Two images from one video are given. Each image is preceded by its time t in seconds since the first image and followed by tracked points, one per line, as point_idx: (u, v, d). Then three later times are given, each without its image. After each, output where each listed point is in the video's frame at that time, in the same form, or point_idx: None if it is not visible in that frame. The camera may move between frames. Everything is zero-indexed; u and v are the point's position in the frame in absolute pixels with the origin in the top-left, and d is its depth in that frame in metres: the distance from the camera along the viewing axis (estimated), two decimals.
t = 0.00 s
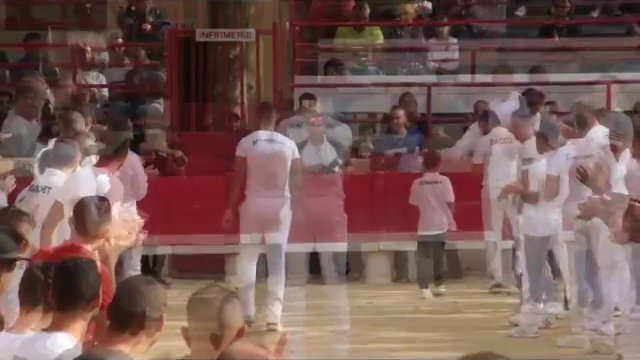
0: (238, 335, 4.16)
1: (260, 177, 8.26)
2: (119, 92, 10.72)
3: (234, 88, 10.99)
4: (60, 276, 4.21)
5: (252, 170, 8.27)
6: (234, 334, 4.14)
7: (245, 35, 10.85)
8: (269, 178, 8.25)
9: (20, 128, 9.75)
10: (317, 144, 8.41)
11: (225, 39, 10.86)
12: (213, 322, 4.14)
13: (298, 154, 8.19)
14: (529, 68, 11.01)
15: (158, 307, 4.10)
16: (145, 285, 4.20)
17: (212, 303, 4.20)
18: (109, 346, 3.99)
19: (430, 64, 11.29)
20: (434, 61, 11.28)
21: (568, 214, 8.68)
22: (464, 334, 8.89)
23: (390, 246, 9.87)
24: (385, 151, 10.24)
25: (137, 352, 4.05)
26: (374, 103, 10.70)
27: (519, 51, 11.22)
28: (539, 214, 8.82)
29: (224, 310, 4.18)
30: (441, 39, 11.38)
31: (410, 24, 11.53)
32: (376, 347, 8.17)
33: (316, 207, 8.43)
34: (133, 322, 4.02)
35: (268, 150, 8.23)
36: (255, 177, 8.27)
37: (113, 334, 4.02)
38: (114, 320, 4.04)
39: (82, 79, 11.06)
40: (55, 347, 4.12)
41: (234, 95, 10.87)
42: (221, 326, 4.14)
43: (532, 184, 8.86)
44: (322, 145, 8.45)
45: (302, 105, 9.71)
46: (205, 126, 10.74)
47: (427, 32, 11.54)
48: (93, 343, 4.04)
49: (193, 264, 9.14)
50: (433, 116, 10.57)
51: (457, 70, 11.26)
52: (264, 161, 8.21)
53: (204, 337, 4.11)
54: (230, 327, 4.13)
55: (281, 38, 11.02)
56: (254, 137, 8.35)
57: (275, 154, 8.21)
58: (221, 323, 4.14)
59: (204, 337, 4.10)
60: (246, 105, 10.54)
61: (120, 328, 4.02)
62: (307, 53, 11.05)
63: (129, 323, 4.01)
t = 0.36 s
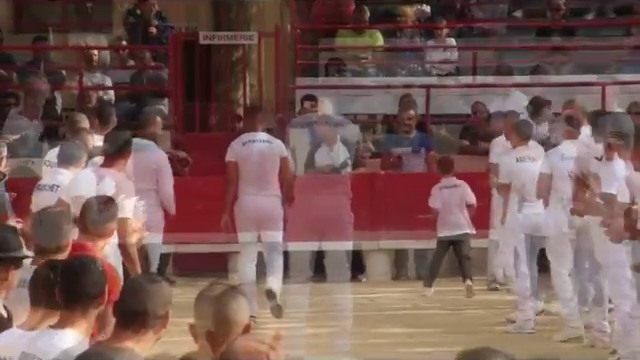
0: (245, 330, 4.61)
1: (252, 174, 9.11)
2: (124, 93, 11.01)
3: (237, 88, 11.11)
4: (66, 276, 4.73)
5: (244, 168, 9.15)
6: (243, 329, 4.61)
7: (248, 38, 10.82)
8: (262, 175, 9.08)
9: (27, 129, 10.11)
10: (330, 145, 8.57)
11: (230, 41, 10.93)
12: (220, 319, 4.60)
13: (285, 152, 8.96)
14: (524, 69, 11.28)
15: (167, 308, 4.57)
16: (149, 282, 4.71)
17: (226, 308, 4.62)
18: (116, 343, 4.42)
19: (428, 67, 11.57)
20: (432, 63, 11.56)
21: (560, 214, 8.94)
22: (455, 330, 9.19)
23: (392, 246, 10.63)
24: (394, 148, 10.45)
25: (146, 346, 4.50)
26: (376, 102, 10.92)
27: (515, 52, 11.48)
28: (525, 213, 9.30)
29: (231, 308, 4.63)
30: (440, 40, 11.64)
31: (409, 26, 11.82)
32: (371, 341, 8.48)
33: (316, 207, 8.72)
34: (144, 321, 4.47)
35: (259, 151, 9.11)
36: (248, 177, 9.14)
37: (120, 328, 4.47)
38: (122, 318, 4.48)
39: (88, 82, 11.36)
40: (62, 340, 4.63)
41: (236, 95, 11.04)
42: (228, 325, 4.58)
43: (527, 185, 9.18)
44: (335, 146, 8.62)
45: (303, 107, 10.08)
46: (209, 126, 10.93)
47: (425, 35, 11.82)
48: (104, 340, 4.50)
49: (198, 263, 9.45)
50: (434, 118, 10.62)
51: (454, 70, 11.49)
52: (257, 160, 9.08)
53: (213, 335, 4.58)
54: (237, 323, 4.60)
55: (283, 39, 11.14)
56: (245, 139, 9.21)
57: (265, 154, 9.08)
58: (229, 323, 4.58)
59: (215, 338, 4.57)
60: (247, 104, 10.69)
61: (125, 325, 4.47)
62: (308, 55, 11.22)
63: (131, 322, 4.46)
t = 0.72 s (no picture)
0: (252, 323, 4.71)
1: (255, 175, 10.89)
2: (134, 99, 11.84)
3: (242, 95, 11.99)
4: (84, 270, 4.87)
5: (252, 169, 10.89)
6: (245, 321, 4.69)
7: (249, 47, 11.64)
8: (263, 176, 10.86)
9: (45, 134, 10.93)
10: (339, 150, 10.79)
11: (234, 52, 11.78)
12: (221, 316, 4.67)
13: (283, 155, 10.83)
14: (510, 77, 12.09)
15: (178, 304, 4.74)
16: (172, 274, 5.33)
17: (228, 298, 4.69)
18: (131, 335, 4.59)
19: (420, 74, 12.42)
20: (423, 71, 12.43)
21: (532, 210, 9.90)
22: (439, 319, 9.99)
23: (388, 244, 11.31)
24: (393, 148, 11.12)
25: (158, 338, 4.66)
26: (370, 107, 11.72)
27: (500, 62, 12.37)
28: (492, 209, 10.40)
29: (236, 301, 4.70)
30: (429, 50, 12.53)
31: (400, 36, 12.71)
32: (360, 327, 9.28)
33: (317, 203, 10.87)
34: (161, 314, 4.65)
35: (257, 154, 10.96)
36: (248, 179, 10.93)
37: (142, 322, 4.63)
38: (145, 310, 4.64)
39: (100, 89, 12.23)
40: (81, 336, 4.77)
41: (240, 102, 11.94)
42: (230, 321, 4.65)
43: (499, 183, 10.16)
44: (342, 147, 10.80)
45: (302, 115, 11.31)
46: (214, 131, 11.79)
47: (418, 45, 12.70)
48: (117, 333, 4.67)
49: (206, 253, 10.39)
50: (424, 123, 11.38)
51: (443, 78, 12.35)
52: (256, 162, 10.88)
53: (215, 324, 4.67)
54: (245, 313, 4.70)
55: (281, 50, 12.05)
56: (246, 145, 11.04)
57: (262, 155, 10.93)
58: (233, 316, 4.66)
59: (217, 330, 4.66)
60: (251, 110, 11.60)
61: (142, 317, 4.64)
62: (306, 64, 12.23)
63: (143, 309, 4.64)
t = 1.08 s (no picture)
0: (246, 321, 4.25)
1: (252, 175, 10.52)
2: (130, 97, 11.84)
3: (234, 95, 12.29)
4: (79, 266, 4.48)
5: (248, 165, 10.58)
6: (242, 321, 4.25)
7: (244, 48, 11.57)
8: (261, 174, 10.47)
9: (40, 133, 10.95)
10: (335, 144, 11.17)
11: (228, 52, 11.63)
12: (217, 312, 4.20)
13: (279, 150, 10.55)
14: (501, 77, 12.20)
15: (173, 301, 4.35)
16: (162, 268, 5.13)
17: (217, 292, 4.22)
18: (125, 333, 4.23)
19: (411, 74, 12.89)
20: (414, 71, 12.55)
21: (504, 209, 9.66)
22: (433, 316, 10.07)
23: (382, 241, 11.52)
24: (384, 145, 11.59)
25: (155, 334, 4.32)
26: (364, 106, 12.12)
27: (490, 62, 12.49)
28: (465, 206, 9.93)
29: (233, 297, 4.23)
30: (420, 50, 12.64)
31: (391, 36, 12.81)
32: (355, 320, 9.31)
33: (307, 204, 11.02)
34: (155, 313, 4.28)
35: (253, 149, 10.56)
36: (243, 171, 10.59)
37: (129, 321, 4.27)
38: (132, 311, 4.27)
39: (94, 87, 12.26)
40: (76, 335, 4.42)
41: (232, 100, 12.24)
42: (224, 317, 4.20)
43: (473, 183, 9.87)
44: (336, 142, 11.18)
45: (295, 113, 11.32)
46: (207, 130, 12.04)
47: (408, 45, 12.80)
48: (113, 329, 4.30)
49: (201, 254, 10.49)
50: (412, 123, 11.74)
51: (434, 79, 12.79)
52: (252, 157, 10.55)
53: (210, 320, 4.22)
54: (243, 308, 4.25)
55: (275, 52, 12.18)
56: (239, 138, 10.60)
57: (258, 151, 10.55)
58: (229, 312, 4.20)
59: (211, 326, 4.21)
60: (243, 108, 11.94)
61: (137, 319, 4.26)
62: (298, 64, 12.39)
63: (135, 314, 4.26)
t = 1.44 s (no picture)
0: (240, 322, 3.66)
1: (228, 174, 9.44)
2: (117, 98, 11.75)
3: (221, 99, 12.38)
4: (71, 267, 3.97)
5: (220, 166, 9.46)
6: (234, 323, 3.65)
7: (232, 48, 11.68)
8: (236, 172, 9.42)
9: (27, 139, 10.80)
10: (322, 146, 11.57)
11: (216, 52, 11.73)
12: (212, 312, 3.62)
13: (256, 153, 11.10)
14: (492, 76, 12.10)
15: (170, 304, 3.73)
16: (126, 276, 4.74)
17: (207, 291, 3.64)
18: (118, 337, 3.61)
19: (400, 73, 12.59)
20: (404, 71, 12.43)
21: (476, 208, 8.42)
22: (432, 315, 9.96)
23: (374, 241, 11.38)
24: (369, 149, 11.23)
25: (92, 319, 3.96)
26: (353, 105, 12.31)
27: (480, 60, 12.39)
28: (426, 202, 8.81)
29: (225, 299, 3.63)
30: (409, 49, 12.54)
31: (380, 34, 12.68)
32: (348, 318, 9.20)
33: (301, 204, 11.30)
34: (148, 315, 3.66)
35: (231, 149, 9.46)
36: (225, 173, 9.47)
37: (119, 321, 3.65)
38: (70, 293, 3.92)
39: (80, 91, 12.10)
40: (69, 338, 3.87)
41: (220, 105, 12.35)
42: (218, 318, 3.62)
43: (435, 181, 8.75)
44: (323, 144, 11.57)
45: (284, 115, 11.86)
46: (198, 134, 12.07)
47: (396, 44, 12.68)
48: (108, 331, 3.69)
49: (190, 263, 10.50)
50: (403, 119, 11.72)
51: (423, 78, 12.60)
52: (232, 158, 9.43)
53: (203, 321, 3.64)
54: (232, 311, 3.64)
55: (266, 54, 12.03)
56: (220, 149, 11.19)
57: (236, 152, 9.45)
58: (222, 314, 3.62)
59: (203, 328, 3.64)
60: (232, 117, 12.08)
61: (126, 319, 3.64)
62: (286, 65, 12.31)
63: (50, 293, 4.09)
